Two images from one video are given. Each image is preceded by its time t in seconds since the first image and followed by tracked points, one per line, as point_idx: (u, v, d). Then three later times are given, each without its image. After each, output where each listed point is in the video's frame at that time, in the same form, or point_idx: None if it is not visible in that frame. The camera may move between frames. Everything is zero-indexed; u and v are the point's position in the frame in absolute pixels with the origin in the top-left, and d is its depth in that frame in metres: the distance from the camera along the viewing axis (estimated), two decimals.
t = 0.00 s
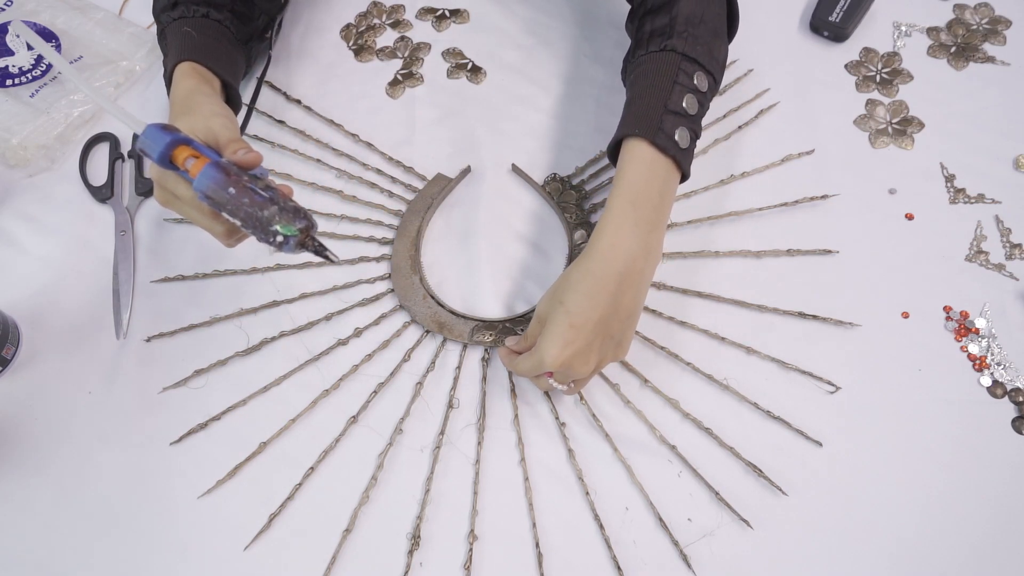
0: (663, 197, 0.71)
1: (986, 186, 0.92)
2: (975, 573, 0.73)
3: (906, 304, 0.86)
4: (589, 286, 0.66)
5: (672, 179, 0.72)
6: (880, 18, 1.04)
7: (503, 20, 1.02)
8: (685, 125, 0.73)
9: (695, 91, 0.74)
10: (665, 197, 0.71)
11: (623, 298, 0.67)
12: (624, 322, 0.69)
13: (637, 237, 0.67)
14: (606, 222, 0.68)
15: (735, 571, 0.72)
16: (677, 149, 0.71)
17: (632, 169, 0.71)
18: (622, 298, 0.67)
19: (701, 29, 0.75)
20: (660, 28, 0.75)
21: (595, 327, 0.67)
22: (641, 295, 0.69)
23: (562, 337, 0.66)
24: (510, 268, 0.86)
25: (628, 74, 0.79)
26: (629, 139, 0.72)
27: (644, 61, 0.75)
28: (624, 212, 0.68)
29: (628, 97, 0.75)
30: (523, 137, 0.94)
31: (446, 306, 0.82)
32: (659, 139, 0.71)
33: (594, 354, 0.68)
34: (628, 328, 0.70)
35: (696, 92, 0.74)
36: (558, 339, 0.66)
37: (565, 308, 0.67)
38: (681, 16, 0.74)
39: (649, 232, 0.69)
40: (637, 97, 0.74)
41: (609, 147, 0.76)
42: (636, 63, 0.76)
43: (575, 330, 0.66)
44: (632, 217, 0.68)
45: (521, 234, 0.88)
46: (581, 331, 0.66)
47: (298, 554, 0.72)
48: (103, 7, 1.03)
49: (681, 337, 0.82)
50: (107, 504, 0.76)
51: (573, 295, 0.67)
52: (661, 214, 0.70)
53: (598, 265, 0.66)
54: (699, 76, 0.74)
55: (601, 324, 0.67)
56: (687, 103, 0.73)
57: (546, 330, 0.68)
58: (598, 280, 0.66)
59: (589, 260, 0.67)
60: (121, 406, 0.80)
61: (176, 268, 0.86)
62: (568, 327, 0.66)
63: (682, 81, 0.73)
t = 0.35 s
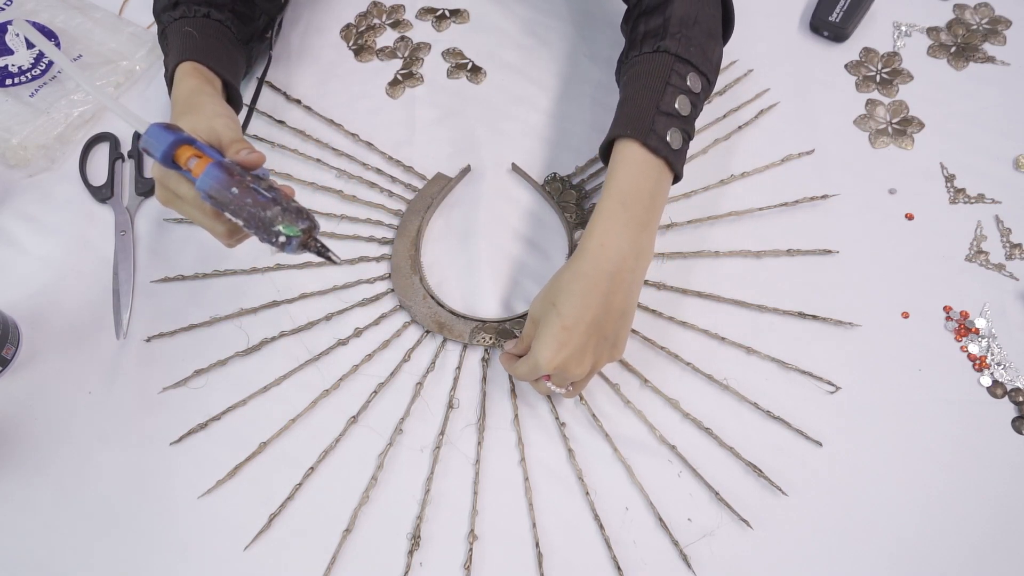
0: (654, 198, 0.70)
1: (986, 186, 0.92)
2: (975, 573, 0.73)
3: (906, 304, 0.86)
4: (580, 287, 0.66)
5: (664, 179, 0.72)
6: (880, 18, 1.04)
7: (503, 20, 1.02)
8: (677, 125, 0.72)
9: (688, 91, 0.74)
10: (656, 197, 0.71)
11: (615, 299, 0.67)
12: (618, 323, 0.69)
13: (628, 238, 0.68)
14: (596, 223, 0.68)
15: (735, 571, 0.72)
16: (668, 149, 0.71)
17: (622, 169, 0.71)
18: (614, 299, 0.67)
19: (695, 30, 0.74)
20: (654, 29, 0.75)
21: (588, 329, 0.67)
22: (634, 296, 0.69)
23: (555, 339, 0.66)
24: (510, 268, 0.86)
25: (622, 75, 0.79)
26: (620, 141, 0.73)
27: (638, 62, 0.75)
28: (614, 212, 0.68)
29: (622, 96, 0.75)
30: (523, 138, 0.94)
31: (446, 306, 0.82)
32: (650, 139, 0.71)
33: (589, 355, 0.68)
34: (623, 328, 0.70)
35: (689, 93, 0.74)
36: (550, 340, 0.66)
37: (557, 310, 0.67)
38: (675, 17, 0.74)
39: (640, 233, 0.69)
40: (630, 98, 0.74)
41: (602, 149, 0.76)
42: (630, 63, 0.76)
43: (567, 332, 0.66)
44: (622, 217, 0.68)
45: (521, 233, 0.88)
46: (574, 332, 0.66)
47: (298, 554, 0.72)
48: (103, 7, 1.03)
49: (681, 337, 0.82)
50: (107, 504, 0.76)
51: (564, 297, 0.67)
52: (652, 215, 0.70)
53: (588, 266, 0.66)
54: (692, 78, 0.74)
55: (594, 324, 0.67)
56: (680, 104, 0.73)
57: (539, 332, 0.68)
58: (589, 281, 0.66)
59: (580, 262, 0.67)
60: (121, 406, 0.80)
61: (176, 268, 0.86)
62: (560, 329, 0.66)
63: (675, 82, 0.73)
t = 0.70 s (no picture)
0: (643, 195, 0.70)
1: (986, 186, 0.92)
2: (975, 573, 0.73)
3: (906, 304, 0.86)
4: (569, 285, 0.66)
5: (655, 177, 0.72)
6: (880, 18, 1.04)
7: (503, 20, 1.02)
8: (668, 123, 0.73)
9: (679, 90, 0.74)
10: (646, 195, 0.71)
11: (603, 296, 0.67)
12: (609, 321, 0.69)
13: (616, 235, 0.67)
14: (584, 221, 0.68)
15: (735, 571, 0.72)
16: (658, 148, 0.71)
17: (612, 168, 0.71)
18: (603, 296, 0.67)
19: (688, 28, 0.74)
20: (646, 29, 0.75)
21: (576, 326, 0.67)
22: (625, 293, 0.69)
23: (544, 337, 0.67)
24: (510, 267, 0.86)
25: (615, 74, 0.79)
26: (610, 139, 0.73)
27: (630, 61, 0.75)
28: (602, 209, 0.68)
29: (614, 95, 0.75)
30: (523, 137, 0.94)
31: (446, 305, 0.82)
32: (640, 138, 0.71)
33: (579, 353, 0.68)
34: (614, 326, 0.69)
35: (681, 92, 0.74)
36: (540, 339, 0.67)
37: (546, 308, 0.67)
38: (668, 16, 0.74)
39: (628, 230, 0.68)
40: (622, 97, 0.74)
41: (595, 149, 0.77)
42: (623, 62, 0.76)
43: (556, 329, 0.66)
44: (610, 215, 0.68)
45: (521, 233, 0.88)
46: (563, 330, 0.66)
47: (298, 554, 0.72)
48: (103, 7, 1.03)
49: (681, 337, 0.82)
50: (107, 504, 0.76)
51: (554, 295, 0.67)
52: (642, 212, 0.70)
53: (576, 264, 0.67)
54: (684, 76, 0.74)
55: (583, 322, 0.67)
56: (671, 103, 0.73)
57: (530, 331, 0.68)
58: (577, 279, 0.66)
59: (568, 259, 0.67)
60: (121, 406, 0.80)
61: (176, 268, 0.86)
62: (548, 326, 0.67)
63: (666, 81, 0.73)
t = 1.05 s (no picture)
0: (633, 190, 0.70)
1: (986, 186, 0.92)
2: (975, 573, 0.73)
3: (906, 304, 0.85)
4: (556, 280, 0.66)
5: (647, 172, 0.72)
6: (880, 18, 1.04)
7: (503, 20, 1.02)
8: (661, 118, 0.72)
9: (674, 86, 0.73)
10: (636, 190, 0.70)
11: (591, 291, 0.67)
12: (597, 316, 0.69)
13: (603, 229, 0.67)
14: (573, 216, 0.69)
15: (735, 571, 0.72)
16: (649, 143, 0.71)
17: (604, 164, 0.71)
18: (590, 291, 0.67)
19: (683, 24, 0.74)
20: (642, 25, 0.75)
21: (564, 321, 0.67)
22: (615, 289, 0.69)
23: (532, 331, 0.67)
24: (510, 267, 0.86)
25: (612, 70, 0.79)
26: (602, 135, 0.73)
27: (625, 57, 0.76)
28: (591, 204, 0.68)
29: (609, 90, 0.75)
30: (523, 138, 0.94)
31: (446, 305, 0.82)
32: (631, 133, 0.71)
33: (567, 348, 0.68)
34: (603, 322, 0.69)
35: (675, 88, 0.73)
36: (528, 333, 0.67)
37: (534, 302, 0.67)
38: (663, 12, 0.74)
39: (616, 224, 0.68)
40: (616, 92, 0.74)
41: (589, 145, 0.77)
42: (619, 58, 0.77)
43: (543, 324, 0.66)
44: (598, 210, 0.68)
45: (521, 233, 0.88)
46: (550, 325, 0.66)
47: (298, 554, 0.72)
48: (103, 7, 1.03)
49: (681, 337, 0.82)
50: (107, 504, 0.76)
51: (543, 290, 0.67)
52: (632, 207, 0.70)
53: (563, 259, 0.67)
54: (679, 72, 0.74)
55: (570, 316, 0.67)
56: (664, 98, 0.73)
57: (519, 327, 0.68)
58: (564, 273, 0.66)
59: (557, 254, 0.67)
60: (121, 406, 0.80)
61: (176, 268, 0.86)
62: (535, 321, 0.67)
63: (660, 76, 0.73)
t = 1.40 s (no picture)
0: (644, 186, 0.70)
1: (986, 186, 0.92)
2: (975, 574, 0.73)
3: (906, 304, 0.85)
4: (570, 279, 0.66)
5: (654, 169, 0.72)
6: (880, 18, 1.04)
7: (503, 20, 1.02)
8: (669, 116, 0.73)
9: (679, 83, 0.74)
10: (646, 187, 0.71)
11: (605, 288, 0.67)
12: (611, 312, 0.69)
13: (616, 227, 0.67)
14: (584, 214, 0.68)
15: (735, 571, 0.72)
16: (659, 140, 0.71)
17: (611, 161, 0.71)
18: (605, 288, 0.67)
19: (687, 21, 0.74)
20: (646, 22, 0.75)
21: (580, 319, 0.66)
22: (626, 285, 0.69)
23: (547, 332, 0.66)
24: (510, 266, 0.86)
25: (614, 67, 0.79)
26: (610, 133, 0.73)
27: (631, 55, 0.75)
28: (601, 202, 0.68)
29: (614, 87, 0.75)
30: (523, 137, 0.94)
31: (446, 304, 0.82)
32: (640, 130, 0.71)
33: (583, 346, 0.68)
34: (616, 317, 0.69)
35: (681, 85, 0.74)
36: (543, 334, 0.66)
37: (547, 302, 0.67)
38: (668, 9, 0.74)
39: (629, 221, 0.68)
40: (622, 90, 0.74)
41: (592, 142, 0.76)
42: (623, 56, 0.76)
43: (558, 324, 0.66)
44: (610, 208, 0.68)
45: (521, 232, 0.88)
46: (565, 324, 0.66)
47: (299, 553, 0.72)
48: (103, 7, 1.03)
49: (681, 336, 0.82)
50: (107, 504, 0.76)
51: (554, 289, 0.67)
52: (642, 203, 0.70)
53: (576, 257, 0.66)
54: (685, 69, 0.74)
55: (586, 314, 0.67)
56: (671, 96, 0.73)
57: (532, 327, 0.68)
58: (577, 272, 0.66)
59: (568, 253, 0.67)
60: (121, 406, 0.80)
61: (176, 268, 0.86)
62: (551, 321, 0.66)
63: (666, 73, 0.73)
